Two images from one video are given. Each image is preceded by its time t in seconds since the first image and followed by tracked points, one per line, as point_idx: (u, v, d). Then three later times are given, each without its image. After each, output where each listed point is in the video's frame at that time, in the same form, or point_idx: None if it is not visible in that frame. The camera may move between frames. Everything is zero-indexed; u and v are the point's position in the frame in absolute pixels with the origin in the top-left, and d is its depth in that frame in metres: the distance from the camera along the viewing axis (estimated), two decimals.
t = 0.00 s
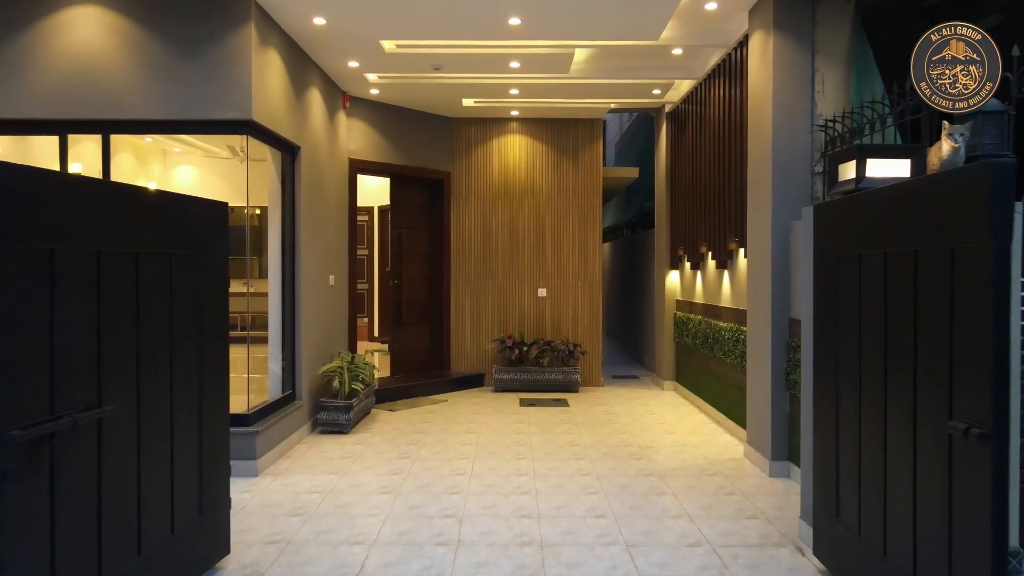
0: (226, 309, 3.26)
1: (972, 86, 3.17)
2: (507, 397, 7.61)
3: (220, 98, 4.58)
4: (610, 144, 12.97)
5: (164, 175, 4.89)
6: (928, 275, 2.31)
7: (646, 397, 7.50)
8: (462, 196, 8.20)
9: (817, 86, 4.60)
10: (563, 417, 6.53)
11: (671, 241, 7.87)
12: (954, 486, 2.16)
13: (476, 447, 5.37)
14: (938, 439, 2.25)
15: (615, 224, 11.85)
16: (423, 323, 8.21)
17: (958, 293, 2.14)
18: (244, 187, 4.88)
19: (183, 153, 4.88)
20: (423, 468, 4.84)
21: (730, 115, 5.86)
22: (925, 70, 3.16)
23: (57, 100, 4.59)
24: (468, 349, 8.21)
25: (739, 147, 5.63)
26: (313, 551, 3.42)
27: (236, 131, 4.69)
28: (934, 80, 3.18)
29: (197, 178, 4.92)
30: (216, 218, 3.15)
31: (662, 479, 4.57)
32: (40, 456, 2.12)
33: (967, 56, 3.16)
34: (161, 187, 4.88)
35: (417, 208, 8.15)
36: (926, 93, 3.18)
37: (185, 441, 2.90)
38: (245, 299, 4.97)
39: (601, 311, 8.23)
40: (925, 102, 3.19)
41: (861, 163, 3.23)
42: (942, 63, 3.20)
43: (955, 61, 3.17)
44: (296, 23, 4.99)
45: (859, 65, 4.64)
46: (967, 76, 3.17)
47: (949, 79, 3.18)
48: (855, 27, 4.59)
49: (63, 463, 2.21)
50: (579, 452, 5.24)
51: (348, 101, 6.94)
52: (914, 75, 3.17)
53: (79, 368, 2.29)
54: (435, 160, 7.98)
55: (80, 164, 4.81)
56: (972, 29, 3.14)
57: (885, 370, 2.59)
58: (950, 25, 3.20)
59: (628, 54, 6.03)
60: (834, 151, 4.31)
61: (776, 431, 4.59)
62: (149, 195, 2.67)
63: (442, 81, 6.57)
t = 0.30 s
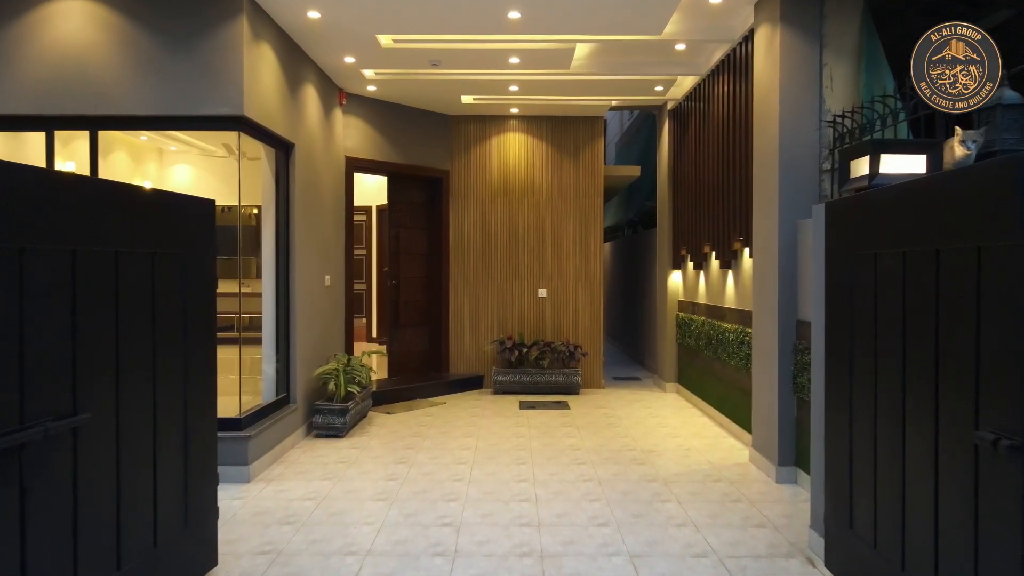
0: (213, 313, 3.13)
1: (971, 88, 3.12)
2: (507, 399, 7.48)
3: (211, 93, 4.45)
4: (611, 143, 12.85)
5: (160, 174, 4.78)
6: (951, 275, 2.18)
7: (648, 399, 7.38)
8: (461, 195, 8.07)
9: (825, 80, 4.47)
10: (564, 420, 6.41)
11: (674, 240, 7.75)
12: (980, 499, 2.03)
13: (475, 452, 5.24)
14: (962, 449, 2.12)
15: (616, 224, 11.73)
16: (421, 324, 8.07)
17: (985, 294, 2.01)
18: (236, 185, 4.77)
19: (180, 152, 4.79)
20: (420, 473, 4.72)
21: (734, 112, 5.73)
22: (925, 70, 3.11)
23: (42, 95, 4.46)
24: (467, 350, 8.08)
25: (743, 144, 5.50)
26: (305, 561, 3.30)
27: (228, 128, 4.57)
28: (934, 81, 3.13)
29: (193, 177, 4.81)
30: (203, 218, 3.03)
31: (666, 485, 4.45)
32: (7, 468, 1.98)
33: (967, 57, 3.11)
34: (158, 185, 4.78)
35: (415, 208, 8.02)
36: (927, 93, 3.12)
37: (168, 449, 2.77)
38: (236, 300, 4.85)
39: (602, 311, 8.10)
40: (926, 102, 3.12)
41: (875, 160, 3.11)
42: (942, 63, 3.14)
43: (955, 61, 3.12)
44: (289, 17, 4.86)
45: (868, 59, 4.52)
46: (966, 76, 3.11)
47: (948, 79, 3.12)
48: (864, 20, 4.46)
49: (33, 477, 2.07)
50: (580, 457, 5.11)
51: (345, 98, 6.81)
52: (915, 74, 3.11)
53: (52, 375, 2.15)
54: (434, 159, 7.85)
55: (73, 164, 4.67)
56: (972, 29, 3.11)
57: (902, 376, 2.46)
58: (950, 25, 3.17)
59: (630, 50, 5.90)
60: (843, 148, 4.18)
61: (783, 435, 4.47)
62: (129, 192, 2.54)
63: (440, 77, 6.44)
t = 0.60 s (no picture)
0: (200, 316, 3.00)
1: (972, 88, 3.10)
2: (506, 402, 7.35)
3: (201, 88, 4.32)
4: (612, 142, 12.71)
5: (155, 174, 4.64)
6: (976, 277, 2.04)
7: (650, 402, 7.25)
8: (460, 194, 7.94)
9: (834, 75, 4.34)
10: (564, 424, 6.28)
11: (676, 240, 7.62)
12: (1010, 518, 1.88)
13: (473, 457, 5.11)
14: (990, 462, 1.98)
15: (616, 224, 11.65)
16: (420, 325, 7.94)
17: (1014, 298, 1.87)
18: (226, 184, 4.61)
19: (175, 151, 4.66)
20: (416, 479, 4.59)
21: (739, 109, 5.60)
22: (925, 70, 3.08)
23: (28, 90, 4.33)
24: (466, 352, 7.95)
25: (749, 141, 5.38)
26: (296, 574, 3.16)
27: (219, 124, 4.43)
28: (934, 82, 3.12)
29: (188, 177, 4.67)
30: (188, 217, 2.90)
31: (670, 492, 4.32)
32: None
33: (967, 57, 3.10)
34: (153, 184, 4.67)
35: (413, 207, 7.89)
36: (927, 93, 3.10)
37: (151, 459, 2.63)
38: (226, 300, 4.65)
39: (603, 312, 7.97)
40: (926, 102, 3.10)
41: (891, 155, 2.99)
42: (942, 63, 3.12)
43: (956, 60, 3.10)
44: (283, 10, 4.73)
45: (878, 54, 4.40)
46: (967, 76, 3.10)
47: (948, 79, 3.10)
48: (875, 13, 4.34)
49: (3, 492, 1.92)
50: (581, 462, 4.98)
51: (341, 94, 6.68)
52: (914, 74, 3.08)
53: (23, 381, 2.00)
54: (432, 157, 7.73)
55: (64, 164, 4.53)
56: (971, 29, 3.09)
57: (925, 383, 2.32)
58: (950, 24, 3.15)
59: (632, 45, 5.77)
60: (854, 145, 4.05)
61: (791, 441, 4.34)
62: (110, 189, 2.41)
63: (439, 73, 6.31)
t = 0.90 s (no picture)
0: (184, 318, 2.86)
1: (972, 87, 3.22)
2: (505, 405, 7.21)
3: (190, 82, 4.19)
4: (613, 141, 12.58)
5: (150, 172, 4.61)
6: (1007, 279, 1.89)
7: (652, 404, 7.11)
8: (458, 193, 7.80)
9: (844, 69, 4.21)
10: (565, 427, 6.15)
11: (679, 239, 7.49)
12: None
13: (472, 463, 4.98)
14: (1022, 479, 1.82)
15: (616, 224, 11.58)
16: (418, 327, 7.81)
17: None
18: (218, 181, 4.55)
19: (171, 150, 4.67)
20: (413, 486, 4.45)
21: (744, 105, 5.47)
22: (924, 69, 3.23)
23: (12, 85, 4.19)
24: (465, 354, 7.82)
25: (754, 139, 5.25)
26: None
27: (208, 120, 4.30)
28: (935, 81, 3.25)
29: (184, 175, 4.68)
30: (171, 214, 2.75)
31: (674, 499, 4.18)
32: None
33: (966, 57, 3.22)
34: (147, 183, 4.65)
35: (411, 206, 7.75)
36: (927, 93, 3.25)
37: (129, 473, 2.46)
38: (218, 301, 4.56)
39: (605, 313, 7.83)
40: (925, 102, 3.25)
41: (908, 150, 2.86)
42: (943, 63, 3.25)
43: (955, 60, 3.23)
44: (275, 3, 4.60)
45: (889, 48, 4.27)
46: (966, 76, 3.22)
47: (947, 79, 3.23)
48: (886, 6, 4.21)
49: None
50: (583, 468, 4.84)
51: (337, 91, 6.55)
52: (915, 74, 3.22)
53: None
54: (430, 155, 7.59)
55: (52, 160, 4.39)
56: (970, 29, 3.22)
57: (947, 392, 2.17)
58: (951, 25, 3.28)
59: (635, 39, 5.64)
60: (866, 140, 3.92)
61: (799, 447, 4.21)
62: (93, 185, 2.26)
63: (437, 69, 6.17)
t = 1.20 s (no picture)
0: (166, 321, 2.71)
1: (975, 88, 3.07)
2: (505, 408, 7.07)
3: (178, 76, 4.05)
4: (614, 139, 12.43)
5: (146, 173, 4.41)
6: None
7: (654, 407, 6.97)
8: (457, 192, 7.66)
9: (854, 62, 4.07)
10: (565, 431, 6.00)
11: (681, 239, 7.35)
12: None
13: (470, 469, 4.83)
14: None
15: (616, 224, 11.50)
16: (416, 328, 7.66)
17: None
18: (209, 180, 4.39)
19: (166, 148, 4.40)
20: (409, 493, 4.31)
21: (750, 101, 5.33)
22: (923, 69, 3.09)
23: None
24: (464, 356, 7.68)
25: (761, 135, 5.11)
26: None
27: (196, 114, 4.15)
28: (934, 81, 3.12)
29: (179, 175, 4.40)
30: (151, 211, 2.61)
31: (679, 508, 4.03)
32: None
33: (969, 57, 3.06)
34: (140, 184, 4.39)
35: (409, 205, 7.61)
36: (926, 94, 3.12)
37: (131, 488, 2.32)
38: (207, 301, 4.40)
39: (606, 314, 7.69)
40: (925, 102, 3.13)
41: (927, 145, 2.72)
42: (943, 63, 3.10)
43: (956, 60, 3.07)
44: None
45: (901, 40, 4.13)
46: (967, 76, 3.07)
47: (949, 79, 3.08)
48: None
49: None
50: (584, 474, 4.70)
51: (332, 87, 6.40)
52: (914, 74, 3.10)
53: None
54: (428, 153, 7.45)
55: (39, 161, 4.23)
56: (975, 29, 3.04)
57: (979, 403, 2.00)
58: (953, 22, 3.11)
59: (638, 33, 5.50)
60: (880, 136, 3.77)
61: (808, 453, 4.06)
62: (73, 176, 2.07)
63: (435, 64, 6.03)
